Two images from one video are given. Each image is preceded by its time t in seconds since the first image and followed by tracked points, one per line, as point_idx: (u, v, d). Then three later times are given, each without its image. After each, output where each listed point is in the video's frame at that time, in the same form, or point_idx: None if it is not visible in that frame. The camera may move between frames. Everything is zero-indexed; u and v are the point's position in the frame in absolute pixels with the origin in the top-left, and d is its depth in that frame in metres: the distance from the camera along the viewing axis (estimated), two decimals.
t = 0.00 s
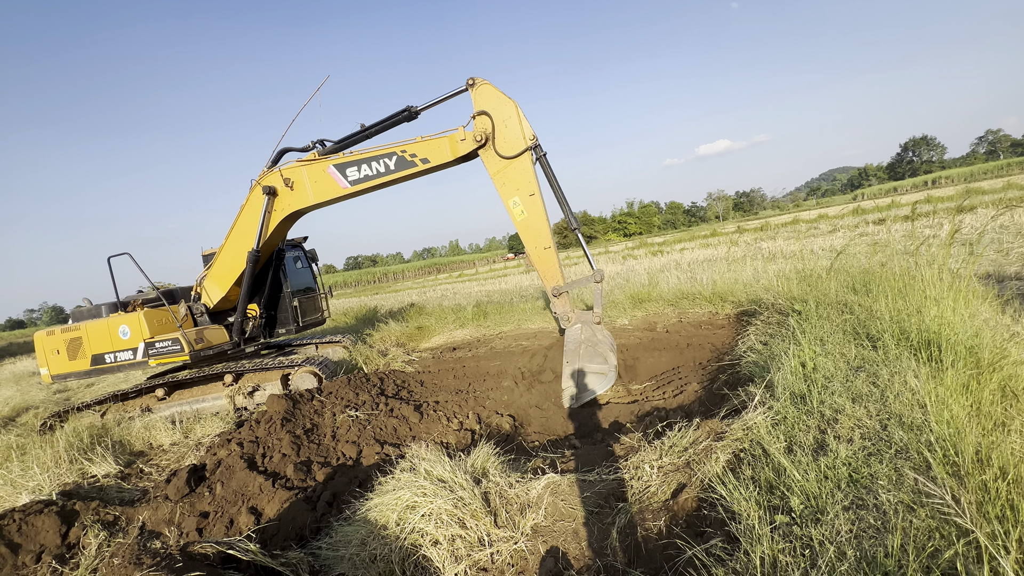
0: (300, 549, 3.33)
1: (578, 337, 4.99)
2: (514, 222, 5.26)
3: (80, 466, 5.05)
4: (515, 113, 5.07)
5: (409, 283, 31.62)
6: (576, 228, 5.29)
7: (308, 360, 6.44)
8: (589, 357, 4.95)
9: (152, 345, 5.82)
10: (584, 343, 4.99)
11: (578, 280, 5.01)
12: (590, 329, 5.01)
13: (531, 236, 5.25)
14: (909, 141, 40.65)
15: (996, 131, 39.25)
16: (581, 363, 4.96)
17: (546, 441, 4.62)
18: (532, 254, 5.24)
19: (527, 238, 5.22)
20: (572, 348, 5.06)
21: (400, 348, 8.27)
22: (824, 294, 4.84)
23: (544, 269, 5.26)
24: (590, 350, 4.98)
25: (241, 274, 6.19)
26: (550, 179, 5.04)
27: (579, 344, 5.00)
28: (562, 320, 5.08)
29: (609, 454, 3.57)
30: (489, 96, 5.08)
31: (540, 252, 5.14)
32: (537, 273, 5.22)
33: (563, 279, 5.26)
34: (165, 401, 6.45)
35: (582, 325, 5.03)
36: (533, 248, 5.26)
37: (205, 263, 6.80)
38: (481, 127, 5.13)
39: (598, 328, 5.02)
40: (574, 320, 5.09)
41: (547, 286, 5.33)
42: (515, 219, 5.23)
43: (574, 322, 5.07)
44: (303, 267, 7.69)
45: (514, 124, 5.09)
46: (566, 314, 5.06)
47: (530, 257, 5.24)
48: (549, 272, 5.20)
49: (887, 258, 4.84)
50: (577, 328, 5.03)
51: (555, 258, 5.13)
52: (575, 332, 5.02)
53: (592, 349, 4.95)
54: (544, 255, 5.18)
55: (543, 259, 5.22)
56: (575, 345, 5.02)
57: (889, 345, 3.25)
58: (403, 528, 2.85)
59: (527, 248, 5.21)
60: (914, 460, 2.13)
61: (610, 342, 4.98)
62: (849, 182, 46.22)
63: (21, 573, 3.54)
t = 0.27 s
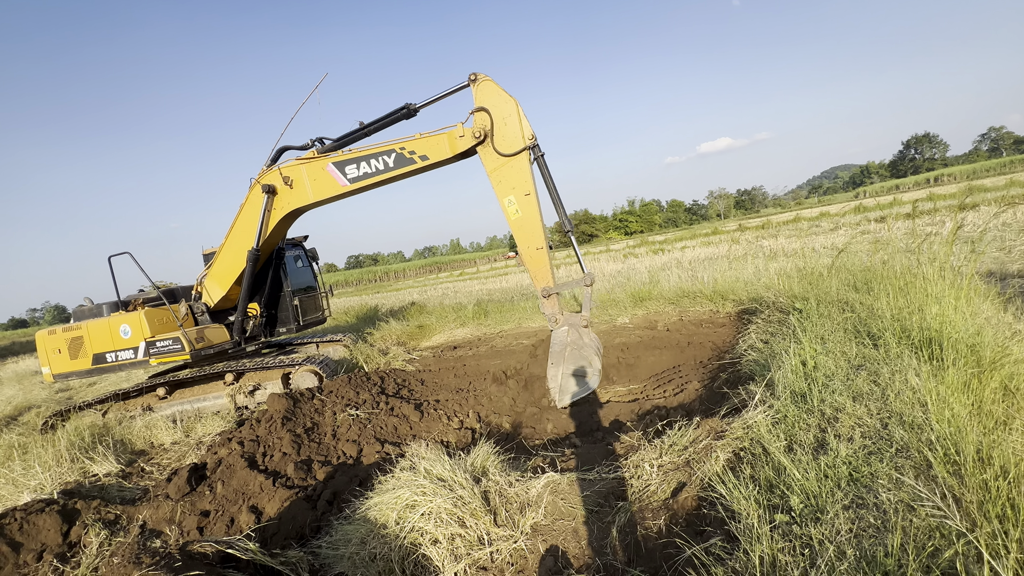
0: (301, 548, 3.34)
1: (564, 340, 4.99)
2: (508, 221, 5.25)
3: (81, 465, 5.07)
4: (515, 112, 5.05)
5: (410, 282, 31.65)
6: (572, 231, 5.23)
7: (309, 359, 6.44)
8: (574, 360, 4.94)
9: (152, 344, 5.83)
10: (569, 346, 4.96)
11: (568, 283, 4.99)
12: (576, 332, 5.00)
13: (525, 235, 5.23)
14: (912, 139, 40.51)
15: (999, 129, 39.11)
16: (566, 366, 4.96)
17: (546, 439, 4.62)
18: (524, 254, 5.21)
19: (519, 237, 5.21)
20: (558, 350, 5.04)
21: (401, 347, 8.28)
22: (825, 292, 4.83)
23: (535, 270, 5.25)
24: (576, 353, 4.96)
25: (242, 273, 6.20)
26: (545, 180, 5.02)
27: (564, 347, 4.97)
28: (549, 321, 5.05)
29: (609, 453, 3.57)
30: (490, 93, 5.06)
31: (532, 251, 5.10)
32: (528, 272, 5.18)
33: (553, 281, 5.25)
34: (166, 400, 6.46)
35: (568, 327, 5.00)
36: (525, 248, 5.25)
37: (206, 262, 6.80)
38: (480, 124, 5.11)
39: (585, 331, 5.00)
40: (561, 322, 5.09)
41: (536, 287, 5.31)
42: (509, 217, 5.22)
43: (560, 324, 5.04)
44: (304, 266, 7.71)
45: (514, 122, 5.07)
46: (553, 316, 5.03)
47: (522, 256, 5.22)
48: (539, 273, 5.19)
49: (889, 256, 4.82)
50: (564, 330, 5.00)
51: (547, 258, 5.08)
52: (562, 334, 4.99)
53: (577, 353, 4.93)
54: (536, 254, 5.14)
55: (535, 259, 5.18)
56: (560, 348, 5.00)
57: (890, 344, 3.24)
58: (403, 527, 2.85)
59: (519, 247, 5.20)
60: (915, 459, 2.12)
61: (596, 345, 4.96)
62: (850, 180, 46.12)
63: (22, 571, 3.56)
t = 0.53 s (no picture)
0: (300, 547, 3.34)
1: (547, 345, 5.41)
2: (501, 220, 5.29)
3: (82, 464, 5.08)
4: (515, 112, 5.03)
5: (411, 280, 31.67)
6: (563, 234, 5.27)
7: (310, 358, 6.45)
8: (556, 364, 5.36)
9: (153, 344, 5.83)
10: (551, 350, 5.40)
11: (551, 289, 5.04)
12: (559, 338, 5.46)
13: (517, 236, 5.28)
14: (915, 135, 40.31)
15: (1002, 125, 38.93)
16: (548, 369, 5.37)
17: (546, 437, 4.62)
18: (514, 255, 5.28)
19: (511, 238, 5.26)
20: (541, 353, 5.47)
21: (402, 345, 8.29)
22: (826, 290, 4.81)
23: (524, 271, 5.34)
24: (558, 358, 5.39)
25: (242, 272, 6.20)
26: (541, 182, 5.01)
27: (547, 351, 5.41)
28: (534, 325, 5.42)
29: (609, 451, 3.56)
30: (492, 91, 5.03)
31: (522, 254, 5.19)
32: (517, 274, 5.32)
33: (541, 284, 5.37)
34: (167, 399, 6.48)
35: (551, 332, 5.45)
36: (516, 249, 5.32)
37: (206, 262, 6.81)
38: (478, 121, 5.09)
39: (568, 337, 5.44)
40: (546, 327, 5.53)
41: (525, 289, 5.49)
42: (502, 217, 5.26)
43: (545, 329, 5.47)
44: (304, 264, 7.71)
45: (514, 122, 5.05)
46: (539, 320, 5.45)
47: (512, 257, 5.30)
48: (527, 275, 5.29)
49: (890, 254, 4.80)
50: (547, 335, 5.43)
51: (536, 262, 5.18)
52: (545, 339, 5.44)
53: (559, 357, 5.39)
54: (526, 257, 5.24)
55: (524, 261, 5.29)
56: (544, 351, 5.43)
57: (891, 341, 3.22)
58: (402, 526, 2.85)
59: (510, 247, 5.25)
60: (915, 458, 2.10)
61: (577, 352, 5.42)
62: (853, 177, 45.96)
63: (23, 571, 3.58)
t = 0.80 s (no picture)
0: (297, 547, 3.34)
1: (528, 349, 5.18)
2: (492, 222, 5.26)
3: (82, 463, 5.10)
4: (515, 113, 5.01)
5: (413, 279, 31.68)
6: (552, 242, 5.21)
7: (309, 357, 6.44)
8: (533, 371, 5.16)
9: (151, 343, 5.82)
10: (529, 357, 5.18)
11: (537, 294, 5.03)
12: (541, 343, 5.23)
13: (506, 238, 5.24)
14: (918, 131, 40.06)
15: (1007, 121, 38.66)
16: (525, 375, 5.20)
17: (545, 436, 4.61)
18: (502, 257, 5.23)
19: (501, 240, 5.24)
20: (520, 357, 5.26)
21: (402, 344, 8.28)
22: (827, 288, 4.77)
23: (511, 274, 5.33)
24: (536, 364, 5.19)
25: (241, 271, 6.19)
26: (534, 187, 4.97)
27: (525, 357, 5.19)
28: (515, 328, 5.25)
29: (606, 450, 3.55)
30: (493, 90, 4.99)
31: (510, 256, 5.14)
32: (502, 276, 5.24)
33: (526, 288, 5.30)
34: (167, 398, 6.49)
35: (531, 338, 5.18)
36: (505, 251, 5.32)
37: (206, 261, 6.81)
38: (476, 119, 5.07)
39: (548, 344, 5.20)
40: (528, 331, 5.30)
41: (509, 291, 5.36)
42: (493, 218, 5.24)
43: (525, 334, 5.24)
44: (303, 263, 7.71)
45: (513, 123, 5.02)
46: (519, 325, 5.22)
47: (501, 259, 5.24)
48: (513, 278, 5.28)
49: (892, 251, 4.76)
50: (527, 341, 5.21)
51: (523, 265, 5.12)
52: (524, 345, 5.19)
53: (539, 364, 5.17)
54: (513, 260, 5.17)
55: (511, 264, 5.22)
56: (522, 356, 5.22)
57: (891, 340, 3.19)
58: (397, 526, 2.84)
59: (499, 250, 5.23)
60: (913, 458, 2.08)
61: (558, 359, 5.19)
62: (856, 173, 45.76)
63: (21, 570, 3.59)
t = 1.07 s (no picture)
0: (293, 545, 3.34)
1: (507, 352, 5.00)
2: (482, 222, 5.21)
3: (82, 461, 5.12)
4: (513, 114, 4.97)
5: (415, 277, 31.70)
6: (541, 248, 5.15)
7: (308, 355, 6.44)
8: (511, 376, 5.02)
9: (151, 341, 5.84)
10: (507, 362, 5.02)
11: (524, 299, 4.97)
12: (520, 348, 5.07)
13: (495, 239, 5.19)
14: (923, 127, 39.78)
15: (1014, 117, 38.34)
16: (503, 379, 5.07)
17: (543, 435, 4.59)
18: (490, 258, 5.18)
19: (489, 241, 5.18)
20: (499, 361, 5.10)
21: (402, 342, 8.28)
22: (827, 286, 4.73)
23: (497, 276, 5.24)
24: (514, 369, 5.02)
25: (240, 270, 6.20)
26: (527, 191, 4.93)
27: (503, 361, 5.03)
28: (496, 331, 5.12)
29: (603, 449, 3.53)
30: (494, 89, 4.97)
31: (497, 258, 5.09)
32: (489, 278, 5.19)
33: (512, 292, 5.25)
34: (168, 397, 6.51)
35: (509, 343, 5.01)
36: (492, 252, 5.21)
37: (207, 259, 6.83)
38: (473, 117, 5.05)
39: (528, 349, 5.02)
40: (508, 334, 5.13)
41: (494, 293, 5.30)
42: (484, 218, 5.20)
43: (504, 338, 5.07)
44: (304, 262, 7.74)
45: (511, 124, 4.99)
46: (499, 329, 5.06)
47: (488, 260, 5.19)
48: (500, 280, 5.19)
49: (894, 249, 4.72)
50: (505, 345, 5.04)
51: (511, 268, 5.08)
52: (502, 349, 5.03)
53: (516, 368, 4.98)
54: (501, 262, 5.12)
55: (498, 266, 5.16)
56: (500, 361, 5.06)
57: (891, 339, 3.16)
58: (392, 525, 2.83)
59: (486, 251, 5.17)
60: (910, 458, 2.05)
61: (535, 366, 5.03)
62: (860, 170, 45.50)
63: (20, 568, 3.60)
